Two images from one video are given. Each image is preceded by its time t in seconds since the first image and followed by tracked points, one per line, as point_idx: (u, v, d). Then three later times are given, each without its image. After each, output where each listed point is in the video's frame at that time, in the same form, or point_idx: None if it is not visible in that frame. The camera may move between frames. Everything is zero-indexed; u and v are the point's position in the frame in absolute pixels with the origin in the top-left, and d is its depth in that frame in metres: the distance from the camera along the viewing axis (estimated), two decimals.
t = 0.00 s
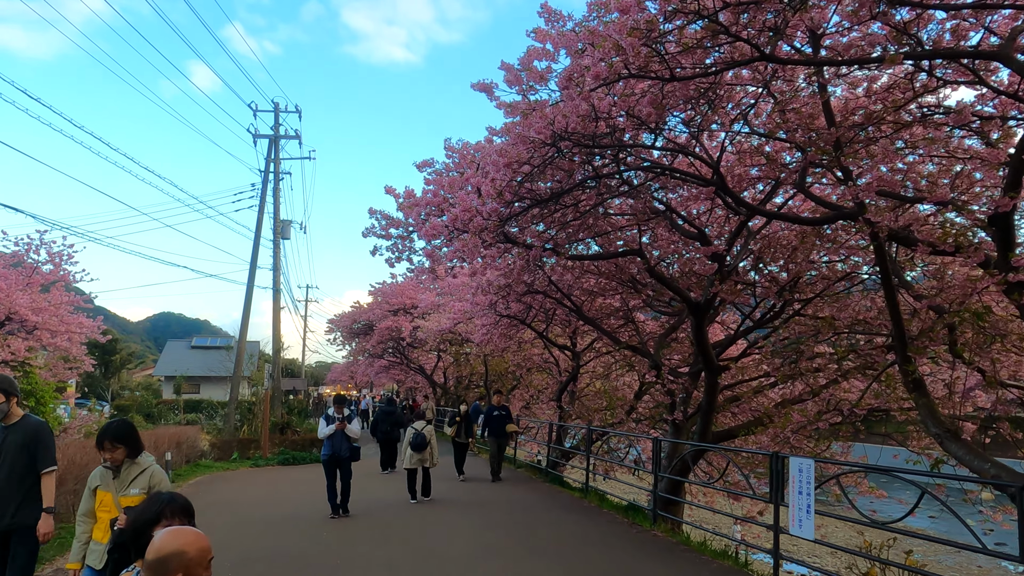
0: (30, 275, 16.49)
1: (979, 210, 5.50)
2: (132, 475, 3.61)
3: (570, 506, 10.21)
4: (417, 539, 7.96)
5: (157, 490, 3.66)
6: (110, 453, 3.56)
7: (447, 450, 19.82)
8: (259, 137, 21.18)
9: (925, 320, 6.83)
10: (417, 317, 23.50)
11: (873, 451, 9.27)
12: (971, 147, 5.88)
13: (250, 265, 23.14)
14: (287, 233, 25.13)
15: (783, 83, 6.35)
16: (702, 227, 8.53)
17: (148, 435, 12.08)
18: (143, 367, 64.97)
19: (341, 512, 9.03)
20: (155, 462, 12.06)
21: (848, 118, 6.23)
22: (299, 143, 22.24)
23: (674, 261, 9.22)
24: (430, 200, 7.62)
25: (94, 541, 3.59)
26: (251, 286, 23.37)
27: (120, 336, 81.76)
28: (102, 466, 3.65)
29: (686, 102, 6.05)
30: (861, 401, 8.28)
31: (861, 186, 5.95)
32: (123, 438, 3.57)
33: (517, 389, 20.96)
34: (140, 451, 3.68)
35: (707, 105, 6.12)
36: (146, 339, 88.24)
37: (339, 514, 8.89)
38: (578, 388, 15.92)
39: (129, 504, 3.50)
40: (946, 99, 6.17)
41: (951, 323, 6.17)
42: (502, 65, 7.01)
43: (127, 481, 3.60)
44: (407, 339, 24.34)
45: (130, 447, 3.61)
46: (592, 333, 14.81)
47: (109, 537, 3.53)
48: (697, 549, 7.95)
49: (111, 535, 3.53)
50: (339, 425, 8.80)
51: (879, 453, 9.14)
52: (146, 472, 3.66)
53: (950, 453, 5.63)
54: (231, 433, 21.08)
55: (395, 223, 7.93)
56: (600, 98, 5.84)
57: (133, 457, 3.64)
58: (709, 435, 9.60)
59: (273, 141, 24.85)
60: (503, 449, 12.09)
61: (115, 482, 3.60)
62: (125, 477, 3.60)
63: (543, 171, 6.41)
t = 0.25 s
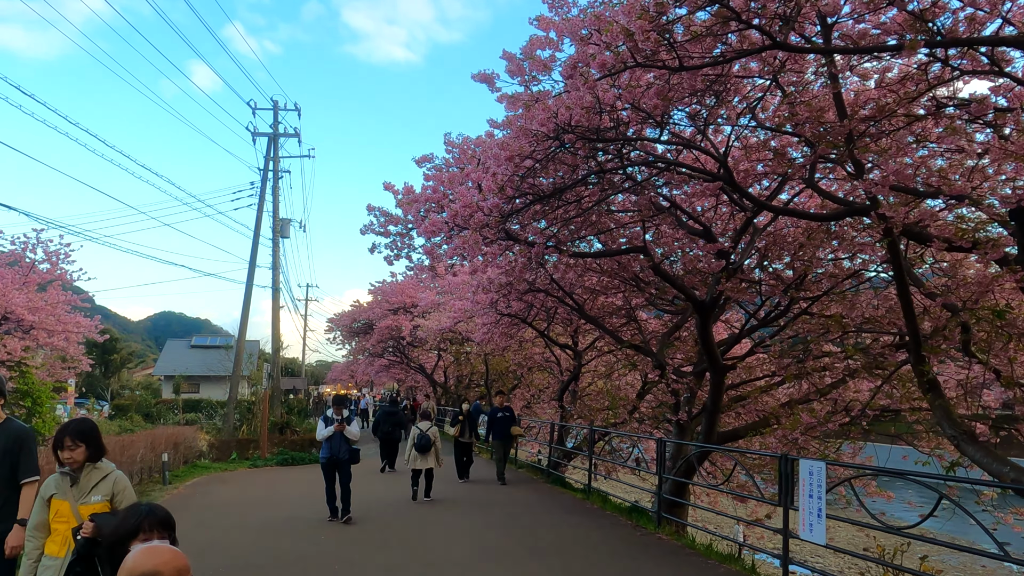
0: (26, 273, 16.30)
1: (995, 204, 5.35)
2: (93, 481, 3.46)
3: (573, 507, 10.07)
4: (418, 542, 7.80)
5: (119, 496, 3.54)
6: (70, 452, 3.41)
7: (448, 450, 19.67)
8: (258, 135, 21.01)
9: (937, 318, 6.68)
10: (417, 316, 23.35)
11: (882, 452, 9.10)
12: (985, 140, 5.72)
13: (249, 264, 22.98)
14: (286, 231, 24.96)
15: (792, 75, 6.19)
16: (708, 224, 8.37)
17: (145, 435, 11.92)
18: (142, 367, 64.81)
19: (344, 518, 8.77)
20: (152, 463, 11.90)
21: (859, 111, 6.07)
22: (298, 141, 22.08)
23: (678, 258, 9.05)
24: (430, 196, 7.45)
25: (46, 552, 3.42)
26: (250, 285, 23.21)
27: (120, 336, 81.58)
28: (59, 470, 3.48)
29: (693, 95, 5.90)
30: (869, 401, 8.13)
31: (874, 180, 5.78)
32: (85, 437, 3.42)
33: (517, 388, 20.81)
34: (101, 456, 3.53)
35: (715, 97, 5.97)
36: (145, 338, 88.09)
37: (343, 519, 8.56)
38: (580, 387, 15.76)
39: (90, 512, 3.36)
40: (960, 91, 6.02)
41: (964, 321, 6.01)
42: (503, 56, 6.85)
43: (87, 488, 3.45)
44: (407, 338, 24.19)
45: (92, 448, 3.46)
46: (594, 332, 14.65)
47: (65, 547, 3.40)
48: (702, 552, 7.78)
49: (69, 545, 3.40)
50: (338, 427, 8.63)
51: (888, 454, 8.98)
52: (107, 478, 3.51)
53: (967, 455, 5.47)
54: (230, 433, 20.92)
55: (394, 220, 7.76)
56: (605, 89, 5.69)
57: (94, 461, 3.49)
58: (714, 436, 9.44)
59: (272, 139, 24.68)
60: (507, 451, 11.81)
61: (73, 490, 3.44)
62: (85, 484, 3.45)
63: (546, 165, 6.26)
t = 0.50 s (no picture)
0: (22, 272, 16.11)
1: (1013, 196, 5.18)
2: (49, 483, 3.27)
3: (576, 510, 9.89)
4: (417, 546, 7.62)
5: (79, 500, 3.29)
6: (23, 448, 3.26)
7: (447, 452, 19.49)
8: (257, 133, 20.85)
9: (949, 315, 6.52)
10: (417, 316, 23.19)
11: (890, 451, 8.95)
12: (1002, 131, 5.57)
13: (248, 263, 22.81)
14: (285, 231, 24.80)
15: (802, 66, 6.04)
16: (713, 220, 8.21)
17: (140, 436, 11.73)
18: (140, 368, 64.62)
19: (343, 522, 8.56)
20: (148, 463, 11.72)
21: (871, 102, 5.92)
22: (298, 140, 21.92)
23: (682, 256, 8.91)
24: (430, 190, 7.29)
25: (1, 560, 3.28)
26: (249, 284, 23.04)
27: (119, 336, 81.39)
28: (16, 472, 3.33)
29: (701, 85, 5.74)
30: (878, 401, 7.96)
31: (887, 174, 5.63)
32: (42, 433, 3.28)
33: (518, 388, 20.63)
34: (59, 456, 3.35)
35: (723, 88, 5.82)
36: (145, 339, 87.91)
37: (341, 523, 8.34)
38: (581, 387, 15.61)
39: (43, 517, 3.16)
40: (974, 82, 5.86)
41: (979, 318, 5.85)
42: (506, 42, 6.70)
43: (42, 492, 3.25)
44: (407, 338, 24.05)
45: (50, 444, 3.31)
46: (595, 332, 14.49)
47: (16, 553, 3.23)
48: (707, 555, 7.60)
49: (19, 551, 3.23)
50: (338, 428, 8.46)
51: (896, 454, 8.83)
52: (65, 480, 3.30)
53: (984, 456, 5.30)
54: (228, 433, 20.74)
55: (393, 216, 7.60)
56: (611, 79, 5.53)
57: (49, 462, 3.31)
58: (719, 437, 9.26)
59: (271, 138, 24.53)
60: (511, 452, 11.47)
61: (27, 494, 3.26)
62: (41, 487, 3.26)
63: (549, 157, 6.11)
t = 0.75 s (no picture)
0: (18, 271, 15.92)
1: None
2: None
3: (579, 512, 9.73)
4: (417, 550, 7.44)
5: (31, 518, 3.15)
6: None
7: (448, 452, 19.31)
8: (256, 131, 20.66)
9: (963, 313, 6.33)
10: (418, 315, 23.02)
11: (902, 452, 8.79)
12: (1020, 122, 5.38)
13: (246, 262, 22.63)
14: (285, 229, 24.62)
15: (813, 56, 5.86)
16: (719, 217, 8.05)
17: (137, 436, 11.55)
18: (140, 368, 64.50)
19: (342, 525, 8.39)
20: (144, 464, 11.55)
21: (884, 92, 5.74)
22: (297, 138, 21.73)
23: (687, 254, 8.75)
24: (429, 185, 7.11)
25: None
26: (248, 283, 22.87)
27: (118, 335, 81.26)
28: None
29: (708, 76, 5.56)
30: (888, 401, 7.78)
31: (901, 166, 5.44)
32: None
33: (519, 388, 20.46)
34: (10, 472, 3.19)
35: (731, 80, 5.66)
36: (145, 338, 87.79)
37: (340, 526, 8.18)
38: (583, 387, 15.45)
39: None
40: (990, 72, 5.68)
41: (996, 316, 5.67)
42: (508, 28, 6.52)
43: None
44: (407, 337, 23.89)
45: None
46: (597, 330, 14.33)
47: None
48: (713, 558, 7.42)
49: None
50: (340, 429, 8.28)
51: (905, 455, 8.67)
52: (15, 498, 3.14)
53: (1003, 459, 5.11)
54: (227, 433, 20.59)
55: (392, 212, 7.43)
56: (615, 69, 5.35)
57: None
58: (725, 438, 9.08)
59: (270, 135, 24.34)
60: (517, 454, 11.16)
61: None
62: None
63: (551, 151, 5.93)
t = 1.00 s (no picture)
0: (14, 268, 15.73)
1: None
2: None
3: (580, 514, 9.54)
4: (415, 553, 7.24)
5: None
6: None
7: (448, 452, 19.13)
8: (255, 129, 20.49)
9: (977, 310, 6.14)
10: (418, 314, 22.86)
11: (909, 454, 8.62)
12: None
13: (245, 261, 22.46)
14: (284, 228, 24.44)
15: (824, 43, 5.69)
16: (723, 212, 7.89)
17: (131, 436, 11.36)
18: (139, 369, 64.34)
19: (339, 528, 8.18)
20: (139, 465, 11.36)
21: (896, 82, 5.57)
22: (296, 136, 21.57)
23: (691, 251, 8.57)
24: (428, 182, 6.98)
25: None
26: (247, 282, 22.70)
27: (118, 336, 81.16)
28: None
29: (716, 65, 5.38)
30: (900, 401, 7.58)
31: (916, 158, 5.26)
32: None
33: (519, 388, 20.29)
34: None
35: (738, 69, 5.48)
36: (145, 339, 87.67)
37: (336, 530, 7.99)
38: (585, 387, 15.27)
39: None
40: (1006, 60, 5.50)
41: (1013, 312, 5.50)
42: (509, 11, 6.35)
43: None
44: (407, 338, 23.72)
45: None
46: (599, 330, 14.16)
47: None
48: (718, 562, 7.22)
49: None
50: (339, 429, 8.06)
51: (914, 456, 8.49)
52: None
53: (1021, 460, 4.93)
54: (225, 434, 20.42)
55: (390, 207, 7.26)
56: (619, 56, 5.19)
57: None
58: (729, 439, 8.90)
59: (269, 133, 24.16)
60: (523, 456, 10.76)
61: None
62: None
63: (553, 142, 5.76)
